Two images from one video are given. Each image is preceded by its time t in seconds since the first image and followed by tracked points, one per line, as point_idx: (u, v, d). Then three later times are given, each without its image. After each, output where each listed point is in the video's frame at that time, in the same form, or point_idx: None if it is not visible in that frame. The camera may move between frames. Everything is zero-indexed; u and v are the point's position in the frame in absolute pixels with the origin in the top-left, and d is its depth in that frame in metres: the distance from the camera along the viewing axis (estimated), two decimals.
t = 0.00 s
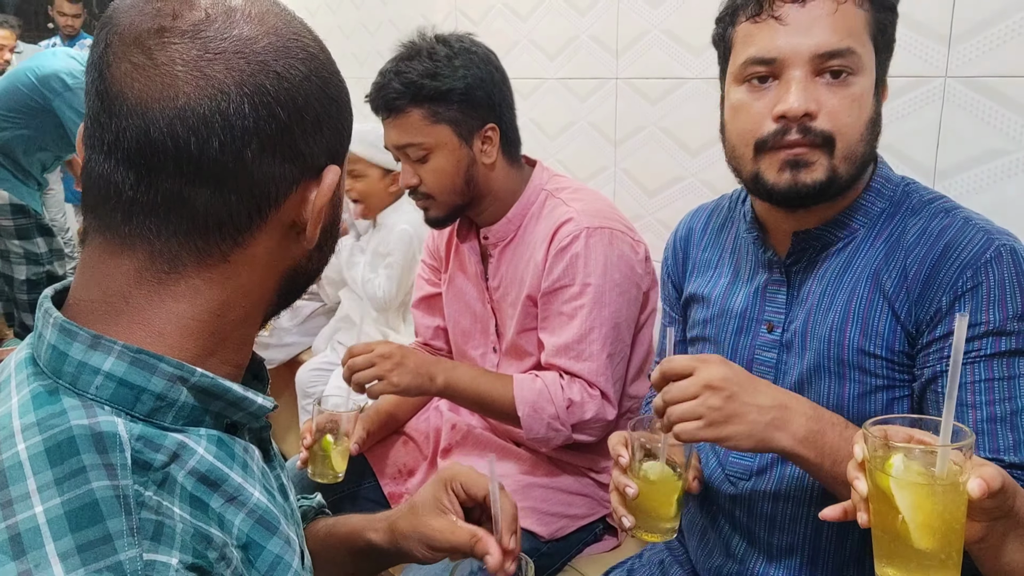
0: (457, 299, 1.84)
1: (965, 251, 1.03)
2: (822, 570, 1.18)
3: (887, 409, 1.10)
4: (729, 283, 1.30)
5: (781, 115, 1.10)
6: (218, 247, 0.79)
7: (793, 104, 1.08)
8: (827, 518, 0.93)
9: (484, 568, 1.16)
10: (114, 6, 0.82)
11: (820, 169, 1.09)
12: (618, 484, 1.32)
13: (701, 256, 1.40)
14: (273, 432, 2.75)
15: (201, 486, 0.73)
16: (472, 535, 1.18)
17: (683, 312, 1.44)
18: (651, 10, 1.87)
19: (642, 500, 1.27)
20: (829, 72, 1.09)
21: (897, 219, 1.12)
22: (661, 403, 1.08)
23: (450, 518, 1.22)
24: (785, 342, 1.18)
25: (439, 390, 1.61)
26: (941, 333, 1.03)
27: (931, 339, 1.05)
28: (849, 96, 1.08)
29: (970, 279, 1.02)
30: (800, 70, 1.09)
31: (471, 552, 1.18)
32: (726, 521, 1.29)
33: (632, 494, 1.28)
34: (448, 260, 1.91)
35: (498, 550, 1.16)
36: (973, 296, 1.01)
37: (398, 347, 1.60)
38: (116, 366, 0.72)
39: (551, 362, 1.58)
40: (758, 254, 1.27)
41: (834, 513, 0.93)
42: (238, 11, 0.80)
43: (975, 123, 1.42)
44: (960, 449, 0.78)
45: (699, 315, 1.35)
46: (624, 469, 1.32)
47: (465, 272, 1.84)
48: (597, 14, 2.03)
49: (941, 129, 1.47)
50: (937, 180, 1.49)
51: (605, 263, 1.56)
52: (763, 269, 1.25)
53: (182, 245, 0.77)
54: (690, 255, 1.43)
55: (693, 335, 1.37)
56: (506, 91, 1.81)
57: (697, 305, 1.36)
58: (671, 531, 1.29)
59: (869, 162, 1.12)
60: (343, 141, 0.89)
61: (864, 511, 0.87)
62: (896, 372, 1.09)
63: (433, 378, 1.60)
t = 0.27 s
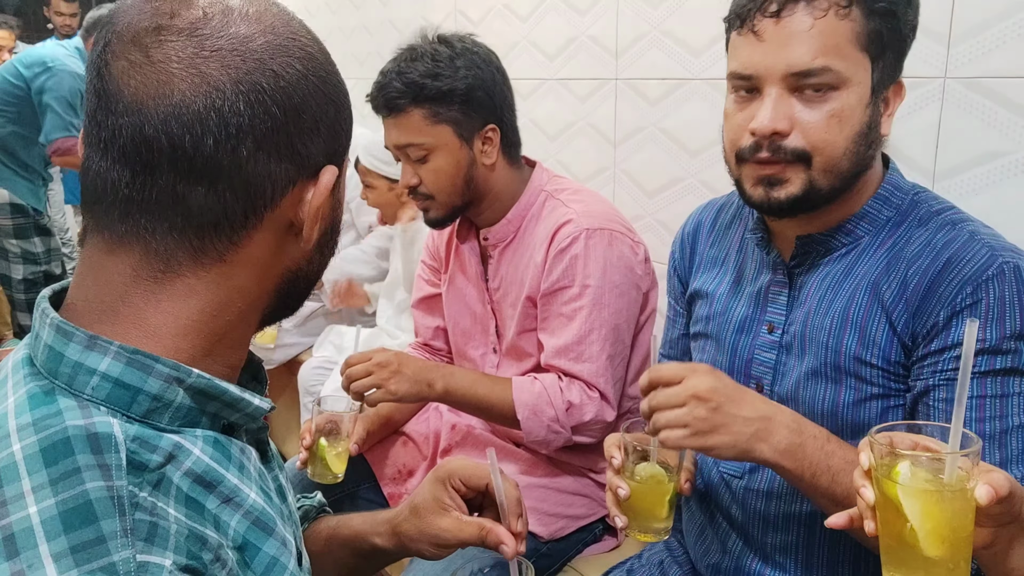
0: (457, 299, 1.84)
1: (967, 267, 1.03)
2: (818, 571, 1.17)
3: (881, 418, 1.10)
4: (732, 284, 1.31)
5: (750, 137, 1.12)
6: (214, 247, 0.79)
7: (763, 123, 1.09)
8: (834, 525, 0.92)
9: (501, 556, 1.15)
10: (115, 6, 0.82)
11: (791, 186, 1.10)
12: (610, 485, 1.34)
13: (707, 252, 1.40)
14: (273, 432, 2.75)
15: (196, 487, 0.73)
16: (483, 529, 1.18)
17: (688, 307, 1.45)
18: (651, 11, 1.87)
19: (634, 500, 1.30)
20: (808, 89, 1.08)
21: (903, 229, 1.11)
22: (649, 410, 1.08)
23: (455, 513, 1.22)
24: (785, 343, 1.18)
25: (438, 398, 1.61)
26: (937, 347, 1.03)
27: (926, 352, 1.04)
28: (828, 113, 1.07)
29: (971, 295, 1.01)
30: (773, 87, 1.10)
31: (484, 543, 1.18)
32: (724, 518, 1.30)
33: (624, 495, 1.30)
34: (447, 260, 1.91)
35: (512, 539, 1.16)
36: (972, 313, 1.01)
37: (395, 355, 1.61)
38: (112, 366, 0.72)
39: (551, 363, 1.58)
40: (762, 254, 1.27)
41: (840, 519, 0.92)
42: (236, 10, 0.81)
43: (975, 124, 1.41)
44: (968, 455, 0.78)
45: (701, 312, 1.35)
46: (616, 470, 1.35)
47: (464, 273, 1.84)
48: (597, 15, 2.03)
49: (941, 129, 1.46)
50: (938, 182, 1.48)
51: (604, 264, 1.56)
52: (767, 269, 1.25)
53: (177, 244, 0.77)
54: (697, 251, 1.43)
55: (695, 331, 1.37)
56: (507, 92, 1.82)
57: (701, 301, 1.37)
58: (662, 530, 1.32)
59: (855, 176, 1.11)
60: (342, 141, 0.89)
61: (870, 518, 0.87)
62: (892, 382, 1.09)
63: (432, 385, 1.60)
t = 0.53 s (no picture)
0: (457, 298, 1.84)
1: (983, 274, 1.02)
2: (819, 570, 1.18)
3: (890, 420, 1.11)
4: (741, 281, 1.32)
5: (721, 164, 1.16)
6: (215, 246, 0.79)
7: (722, 160, 1.14)
8: (833, 522, 0.92)
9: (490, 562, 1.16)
10: (118, 5, 0.83)
11: (763, 206, 1.15)
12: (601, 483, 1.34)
13: (717, 247, 1.42)
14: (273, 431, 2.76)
15: (197, 486, 0.73)
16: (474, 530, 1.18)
17: (696, 301, 1.46)
18: (651, 11, 1.86)
19: (624, 499, 1.31)
20: (760, 123, 1.10)
21: (918, 234, 1.11)
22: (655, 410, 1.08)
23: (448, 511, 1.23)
24: (791, 342, 1.19)
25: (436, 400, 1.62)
26: (949, 352, 1.03)
27: (938, 357, 1.05)
28: (784, 142, 1.10)
29: (985, 302, 1.01)
30: (729, 124, 1.13)
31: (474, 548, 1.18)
32: (724, 515, 1.30)
33: (614, 494, 1.30)
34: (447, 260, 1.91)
35: (501, 545, 1.17)
36: (985, 319, 1.01)
37: (391, 361, 1.61)
38: (113, 365, 0.72)
39: (550, 362, 1.58)
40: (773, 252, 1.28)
41: (839, 515, 0.92)
42: (237, 9, 0.81)
43: (977, 124, 1.41)
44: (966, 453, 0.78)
45: (710, 307, 1.37)
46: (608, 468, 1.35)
47: (464, 271, 1.84)
48: (597, 14, 2.03)
49: (941, 129, 1.46)
50: (938, 182, 1.48)
51: (604, 262, 1.56)
52: (775, 268, 1.26)
53: (179, 243, 0.77)
54: (707, 245, 1.45)
55: (703, 326, 1.38)
56: (509, 91, 1.82)
57: (710, 297, 1.38)
58: (652, 529, 1.33)
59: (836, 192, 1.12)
60: (345, 141, 0.88)
61: (867, 515, 0.87)
62: (901, 385, 1.09)
63: (430, 389, 1.61)
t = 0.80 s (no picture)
0: (456, 297, 1.84)
1: (982, 270, 1.02)
2: (819, 570, 1.18)
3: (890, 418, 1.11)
4: (740, 282, 1.33)
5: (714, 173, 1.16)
6: (211, 244, 0.79)
7: (714, 172, 1.15)
8: (830, 523, 0.91)
9: (478, 559, 1.15)
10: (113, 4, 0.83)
11: (761, 213, 1.16)
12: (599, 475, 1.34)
13: (716, 248, 1.42)
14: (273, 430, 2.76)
15: (195, 485, 0.73)
16: (461, 529, 1.17)
17: (695, 302, 1.47)
18: (650, 9, 1.86)
19: (621, 492, 1.31)
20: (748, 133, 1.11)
21: (918, 232, 1.11)
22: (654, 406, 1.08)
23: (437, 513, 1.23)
24: (792, 342, 1.19)
25: (436, 389, 1.61)
26: (947, 348, 1.03)
27: (937, 353, 1.05)
28: (774, 151, 1.10)
29: (984, 298, 1.01)
30: (718, 137, 1.14)
31: (464, 547, 1.17)
32: (724, 516, 1.30)
33: (611, 486, 1.30)
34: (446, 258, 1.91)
35: (490, 541, 1.16)
36: (984, 316, 1.01)
37: (399, 345, 1.60)
38: (111, 364, 0.72)
39: (549, 360, 1.57)
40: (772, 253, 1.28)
41: (836, 516, 0.91)
42: (231, 7, 0.81)
43: (977, 122, 1.41)
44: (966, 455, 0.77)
45: (710, 307, 1.37)
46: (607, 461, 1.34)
47: (462, 270, 1.84)
48: (596, 13, 2.02)
49: (941, 128, 1.46)
50: (938, 180, 1.48)
51: (602, 259, 1.56)
52: (775, 268, 1.26)
53: (174, 241, 0.77)
54: (705, 246, 1.45)
55: (702, 327, 1.39)
56: (508, 90, 1.82)
57: (709, 297, 1.39)
58: (651, 525, 1.33)
59: (833, 190, 1.12)
60: (341, 139, 0.88)
61: (866, 516, 0.86)
62: (900, 382, 1.09)
63: (430, 378, 1.60)
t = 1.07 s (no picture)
0: (455, 295, 1.84)
1: (979, 267, 1.02)
2: (818, 570, 1.18)
3: (888, 415, 1.10)
4: (739, 281, 1.33)
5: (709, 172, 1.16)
6: (205, 242, 0.79)
7: (710, 174, 1.15)
8: (836, 539, 0.91)
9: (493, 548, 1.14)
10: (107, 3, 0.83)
11: (760, 218, 1.16)
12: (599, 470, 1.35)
13: (715, 246, 1.42)
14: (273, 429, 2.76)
15: (193, 484, 0.73)
16: (471, 520, 1.17)
17: (695, 300, 1.47)
18: (650, 8, 1.86)
19: (621, 488, 1.31)
20: (740, 137, 1.11)
21: (916, 230, 1.11)
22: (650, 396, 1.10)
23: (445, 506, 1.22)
24: (791, 341, 1.19)
25: (434, 396, 1.61)
26: (943, 344, 1.03)
27: (932, 349, 1.05)
28: (768, 154, 1.11)
29: (981, 295, 1.01)
30: (712, 139, 1.15)
31: (474, 538, 1.16)
32: (723, 514, 1.29)
33: (611, 481, 1.32)
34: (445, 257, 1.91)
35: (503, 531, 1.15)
36: (981, 312, 1.01)
37: (392, 353, 1.60)
38: (108, 363, 0.72)
39: (548, 359, 1.57)
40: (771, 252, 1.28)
41: (842, 532, 0.91)
42: (223, 4, 0.81)
43: (976, 121, 1.41)
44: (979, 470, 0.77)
45: (709, 305, 1.37)
46: (607, 455, 1.36)
47: (462, 268, 1.84)
48: (596, 12, 2.02)
49: (940, 126, 1.46)
50: (937, 179, 1.48)
51: (602, 258, 1.56)
52: (774, 267, 1.26)
53: (169, 239, 0.77)
54: (704, 244, 1.45)
55: (701, 325, 1.39)
56: (509, 88, 1.81)
57: (709, 295, 1.39)
58: (650, 521, 1.33)
59: (833, 188, 1.12)
60: (336, 136, 0.88)
61: (876, 531, 0.86)
62: (898, 379, 1.09)
63: (427, 385, 1.60)
